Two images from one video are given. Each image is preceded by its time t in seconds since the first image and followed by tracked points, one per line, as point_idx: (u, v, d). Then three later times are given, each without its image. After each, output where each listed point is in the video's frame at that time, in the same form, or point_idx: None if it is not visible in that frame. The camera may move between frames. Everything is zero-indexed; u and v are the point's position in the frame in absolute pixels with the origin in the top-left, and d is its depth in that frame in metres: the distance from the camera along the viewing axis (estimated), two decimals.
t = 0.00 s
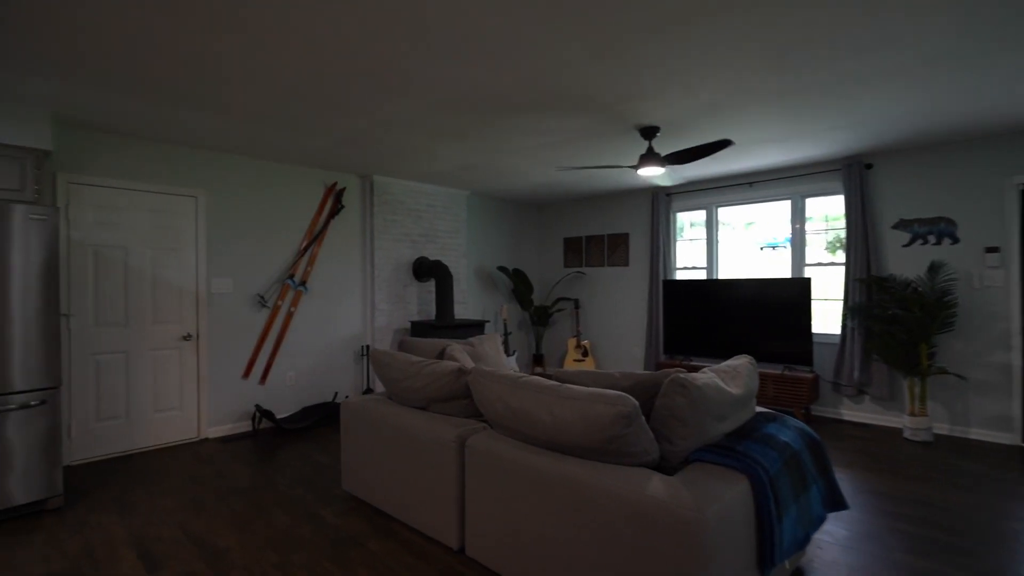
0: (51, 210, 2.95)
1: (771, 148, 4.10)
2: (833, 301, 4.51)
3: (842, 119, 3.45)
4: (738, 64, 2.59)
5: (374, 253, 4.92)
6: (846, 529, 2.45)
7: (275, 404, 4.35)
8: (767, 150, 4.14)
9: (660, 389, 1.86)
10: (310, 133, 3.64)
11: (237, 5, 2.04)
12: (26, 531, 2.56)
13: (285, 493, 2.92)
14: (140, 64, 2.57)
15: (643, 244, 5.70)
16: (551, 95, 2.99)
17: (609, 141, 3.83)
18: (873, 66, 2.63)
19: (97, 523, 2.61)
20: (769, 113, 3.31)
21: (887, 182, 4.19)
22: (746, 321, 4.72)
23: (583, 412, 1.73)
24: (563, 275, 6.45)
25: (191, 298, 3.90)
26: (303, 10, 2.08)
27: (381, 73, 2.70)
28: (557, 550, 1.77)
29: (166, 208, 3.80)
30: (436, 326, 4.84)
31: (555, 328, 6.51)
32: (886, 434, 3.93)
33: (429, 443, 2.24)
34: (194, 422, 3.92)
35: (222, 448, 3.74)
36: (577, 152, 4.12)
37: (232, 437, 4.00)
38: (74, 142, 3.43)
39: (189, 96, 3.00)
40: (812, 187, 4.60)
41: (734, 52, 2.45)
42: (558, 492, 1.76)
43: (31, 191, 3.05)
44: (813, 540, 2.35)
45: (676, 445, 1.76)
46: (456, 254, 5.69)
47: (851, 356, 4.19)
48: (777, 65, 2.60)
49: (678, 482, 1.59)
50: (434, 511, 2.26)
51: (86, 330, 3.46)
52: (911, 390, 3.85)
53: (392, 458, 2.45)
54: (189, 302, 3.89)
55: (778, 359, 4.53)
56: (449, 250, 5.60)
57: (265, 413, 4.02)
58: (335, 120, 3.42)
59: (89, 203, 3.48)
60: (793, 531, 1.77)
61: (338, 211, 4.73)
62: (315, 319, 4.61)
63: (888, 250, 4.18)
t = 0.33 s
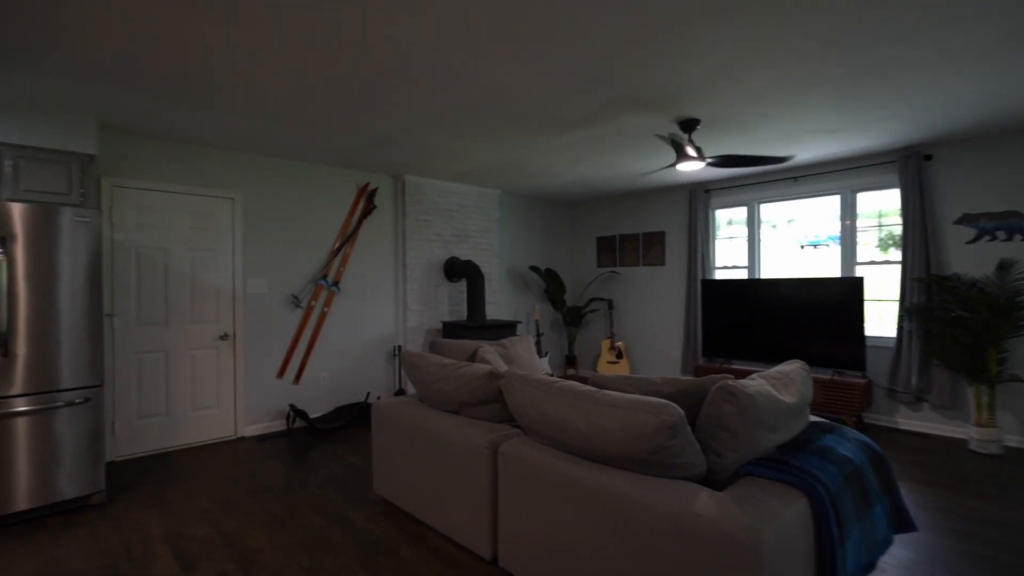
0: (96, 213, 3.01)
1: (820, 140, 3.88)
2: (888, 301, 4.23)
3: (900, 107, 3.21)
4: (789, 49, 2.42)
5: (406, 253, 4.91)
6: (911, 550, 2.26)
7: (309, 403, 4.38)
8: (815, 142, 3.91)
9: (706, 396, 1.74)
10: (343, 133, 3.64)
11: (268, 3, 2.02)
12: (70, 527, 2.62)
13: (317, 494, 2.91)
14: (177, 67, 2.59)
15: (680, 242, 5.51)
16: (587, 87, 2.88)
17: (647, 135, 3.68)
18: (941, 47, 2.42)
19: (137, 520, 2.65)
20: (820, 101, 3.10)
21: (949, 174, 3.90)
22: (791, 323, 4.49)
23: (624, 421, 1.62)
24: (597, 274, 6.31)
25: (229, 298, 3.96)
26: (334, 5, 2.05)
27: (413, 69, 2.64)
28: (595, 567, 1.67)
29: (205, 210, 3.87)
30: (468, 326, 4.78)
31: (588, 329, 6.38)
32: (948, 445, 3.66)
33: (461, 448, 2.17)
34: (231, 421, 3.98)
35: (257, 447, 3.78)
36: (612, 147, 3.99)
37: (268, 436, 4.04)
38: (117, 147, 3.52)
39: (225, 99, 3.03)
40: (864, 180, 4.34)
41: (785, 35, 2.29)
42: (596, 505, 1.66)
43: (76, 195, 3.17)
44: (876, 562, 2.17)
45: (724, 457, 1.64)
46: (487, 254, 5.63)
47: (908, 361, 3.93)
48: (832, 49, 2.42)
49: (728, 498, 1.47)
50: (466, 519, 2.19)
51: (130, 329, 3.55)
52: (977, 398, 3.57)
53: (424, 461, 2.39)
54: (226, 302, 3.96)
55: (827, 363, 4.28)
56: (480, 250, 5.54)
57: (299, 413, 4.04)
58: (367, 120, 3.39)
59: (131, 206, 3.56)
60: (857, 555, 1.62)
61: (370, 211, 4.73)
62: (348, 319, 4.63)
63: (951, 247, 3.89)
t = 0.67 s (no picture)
0: (137, 215, 3.06)
1: (875, 130, 3.63)
2: (951, 302, 3.95)
3: (969, 91, 2.96)
4: (848, 29, 2.24)
5: (438, 253, 4.88)
6: None
7: (343, 403, 4.39)
8: (870, 132, 3.67)
9: (760, 405, 1.61)
10: (376, 132, 3.62)
11: None
12: (112, 522, 2.67)
13: (349, 496, 2.89)
14: (212, 68, 2.61)
15: (720, 240, 5.29)
16: (625, 79, 2.75)
17: (686, 128, 3.53)
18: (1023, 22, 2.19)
19: (175, 517, 2.69)
20: (878, 87, 2.89)
21: (1022, 164, 3.59)
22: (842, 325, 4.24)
23: (670, 430, 1.51)
24: (632, 274, 6.14)
25: (265, 298, 4.01)
26: None
27: (445, 64, 2.58)
28: None
29: (242, 211, 3.92)
30: (500, 327, 4.70)
31: (623, 330, 6.22)
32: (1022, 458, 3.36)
33: (495, 454, 2.09)
34: (267, 419, 4.03)
35: (292, 446, 3.81)
36: (649, 142, 3.84)
37: (302, 436, 4.07)
38: (159, 150, 3.61)
39: (260, 100, 3.05)
40: (922, 172, 4.05)
41: (844, 14, 2.12)
42: (638, 520, 1.55)
43: (120, 197, 3.20)
44: None
45: (781, 471, 1.51)
46: (520, 253, 5.55)
47: (975, 367, 3.64)
48: (896, 27, 2.22)
49: (788, 518, 1.34)
50: (500, 528, 2.11)
51: (171, 329, 3.63)
52: None
53: (456, 466, 2.33)
54: (262, 302, 4.00)
55: (882, 368, 4.02)
56: (513, 249, 5.47)
57: (333, 412, 4.06)
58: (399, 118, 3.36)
59: (172, 208, 3.64)
60: None
61: (403, 211, 4.72)
62: (381, 319, 4.63)
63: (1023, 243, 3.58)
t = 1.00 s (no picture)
0: (175, 215, 3.10)
1: (939, 117, 3.36)
2: None
3: None
4: (916, 7, 2.05)
5: (470, 253, 4.83)
6: None
7: (375, 402, 4.39)
8: (933, 120, 3.40)
9: (822, 415, 1.47)
10: (408, 130, 3.59)
11: None
12: (152, 518, 2.71)
13: (381, 498, 2.85)
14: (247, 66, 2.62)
15: (764, 238, 5.05)
16: (666, 68, 2.62)
17: (730, 119, 3.35)
18: None
19: (212, 515, 2.71)
20: (946, 70, 2.65)
21: None
22: (899, 327, 3.98)
23: (722, 442, 1.39)
24: (669, 274, 5.94)
25: (299, 297, 4.04)
26: None
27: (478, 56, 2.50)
28: None
29: (277, 211, 3.96)
30: (534, 328, 4.61)
31: (660, 332, 6.02)
32: None
33: (529, 461, 2.00)
34: (301, 418, 4.05)
35: (325, 446, 3.81)
36: (689, 135, 3.68)
37: (335, 435, 4.08)
38: (199, 152, 3.67)
39: (294, 99, 3.05)
40: (991, 162, 3.74)
41: None
42: (685, 538, 1.44)
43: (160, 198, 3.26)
44: None
45: (849, 489, 1.37)
46: (553, 252, 5.44)
47: None
48: (973, 2, 2.02)
49: (858, 543, 1.21)
50: (534, 538, 2.02)
51: (209, 328, 3.68)
52: None
53: (490, 471, 2.25)
54: (297, 302, 4.03)
55: (944, 374, 3.74)
56: (546, 249, 5.36)
57: (365, 412, 4.05)
58: (431, 114, 3.30)
59: (211, 209, 3.70)
60: None
61: (435, 210, 4.69)
62: (414, 319, 4.61)
63: None
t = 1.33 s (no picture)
0: (209, 214, 3.12)
1: (1011, 102, 3.09)
2: None
3: None
4: None
5: (501, 252, 4.75)
6: None
7: (406, 403, 4.36)
8: (1004, 104, 3.12)
9: (895, 428, 1.31)
10: (439, 126, 3.53)
11: None
12: (187, 515, 2.74)
13: (411, 502, 2.80)
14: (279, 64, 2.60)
15: (809, 235, 4.79)
16: (709, 54, 2.47)
17: (776, 108, 3.17)
18: None
19: (244, 515, 2.71)
20: None
21: None
22: (962, 329, 3.71)
23: (781, 457, 1.26)
24: (707, 273, 5.73)
25: (331, 297, 4.04)
26: None
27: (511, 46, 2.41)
28: None
29: (309, 210, 3.97)
30: (567, 328, 4.50)
31: (697, 333, 5.81)
32: None
33: (564, 469, 1.90)
34: (333, 417, 4.05)
35: (356, 446, 3.80)
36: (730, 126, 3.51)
37: (366, 434, 4.07)
38: (234, 152, 3.71)
39: (324, 97, 3.02)
40: None
41: None
42: (738, 560, 1.31)
43: (196, 198, 3.30)
44: None
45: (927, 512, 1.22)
46: (585, 251, 5.31)
47: None
48: None
49: None
50: (569, 551, 1.91)
51: (243, 327, 3.72)
52: None
53: (522, 477, 2.16)
54: (329, 301, 4.04)
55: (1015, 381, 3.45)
56: (579, 247, 5.24)
57: (396, 412, 4.03)
58: (462, 109, 3.23)
59: (245, 209, 3.73)
60: None
61: (465, 209, 4.64)
62: (444, 319, 4.56)
63: None
